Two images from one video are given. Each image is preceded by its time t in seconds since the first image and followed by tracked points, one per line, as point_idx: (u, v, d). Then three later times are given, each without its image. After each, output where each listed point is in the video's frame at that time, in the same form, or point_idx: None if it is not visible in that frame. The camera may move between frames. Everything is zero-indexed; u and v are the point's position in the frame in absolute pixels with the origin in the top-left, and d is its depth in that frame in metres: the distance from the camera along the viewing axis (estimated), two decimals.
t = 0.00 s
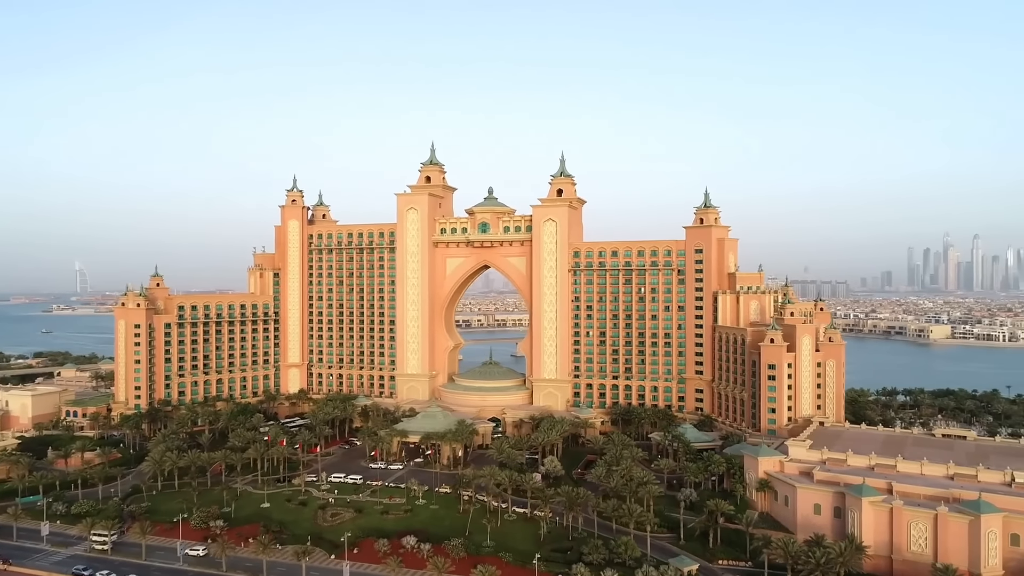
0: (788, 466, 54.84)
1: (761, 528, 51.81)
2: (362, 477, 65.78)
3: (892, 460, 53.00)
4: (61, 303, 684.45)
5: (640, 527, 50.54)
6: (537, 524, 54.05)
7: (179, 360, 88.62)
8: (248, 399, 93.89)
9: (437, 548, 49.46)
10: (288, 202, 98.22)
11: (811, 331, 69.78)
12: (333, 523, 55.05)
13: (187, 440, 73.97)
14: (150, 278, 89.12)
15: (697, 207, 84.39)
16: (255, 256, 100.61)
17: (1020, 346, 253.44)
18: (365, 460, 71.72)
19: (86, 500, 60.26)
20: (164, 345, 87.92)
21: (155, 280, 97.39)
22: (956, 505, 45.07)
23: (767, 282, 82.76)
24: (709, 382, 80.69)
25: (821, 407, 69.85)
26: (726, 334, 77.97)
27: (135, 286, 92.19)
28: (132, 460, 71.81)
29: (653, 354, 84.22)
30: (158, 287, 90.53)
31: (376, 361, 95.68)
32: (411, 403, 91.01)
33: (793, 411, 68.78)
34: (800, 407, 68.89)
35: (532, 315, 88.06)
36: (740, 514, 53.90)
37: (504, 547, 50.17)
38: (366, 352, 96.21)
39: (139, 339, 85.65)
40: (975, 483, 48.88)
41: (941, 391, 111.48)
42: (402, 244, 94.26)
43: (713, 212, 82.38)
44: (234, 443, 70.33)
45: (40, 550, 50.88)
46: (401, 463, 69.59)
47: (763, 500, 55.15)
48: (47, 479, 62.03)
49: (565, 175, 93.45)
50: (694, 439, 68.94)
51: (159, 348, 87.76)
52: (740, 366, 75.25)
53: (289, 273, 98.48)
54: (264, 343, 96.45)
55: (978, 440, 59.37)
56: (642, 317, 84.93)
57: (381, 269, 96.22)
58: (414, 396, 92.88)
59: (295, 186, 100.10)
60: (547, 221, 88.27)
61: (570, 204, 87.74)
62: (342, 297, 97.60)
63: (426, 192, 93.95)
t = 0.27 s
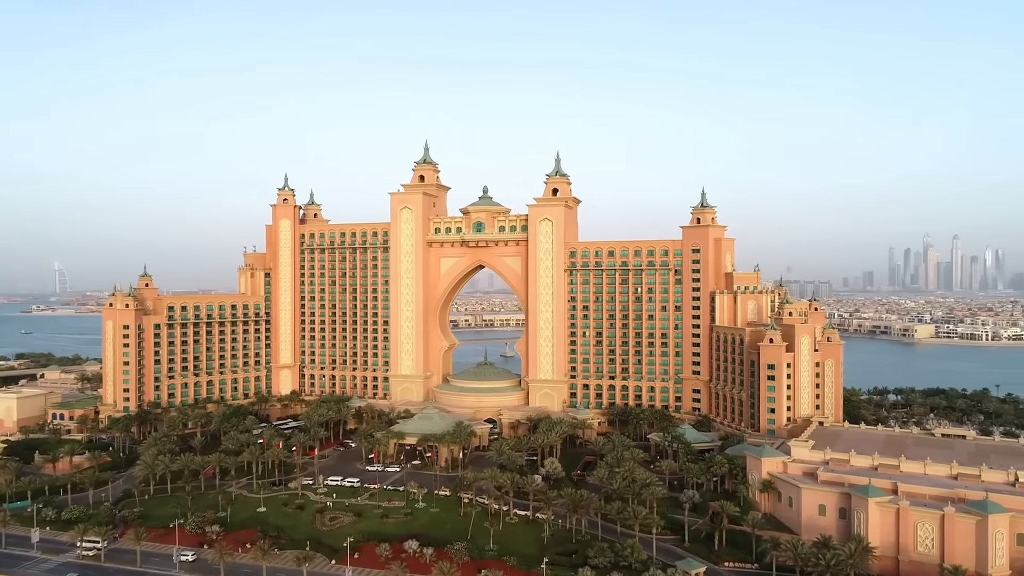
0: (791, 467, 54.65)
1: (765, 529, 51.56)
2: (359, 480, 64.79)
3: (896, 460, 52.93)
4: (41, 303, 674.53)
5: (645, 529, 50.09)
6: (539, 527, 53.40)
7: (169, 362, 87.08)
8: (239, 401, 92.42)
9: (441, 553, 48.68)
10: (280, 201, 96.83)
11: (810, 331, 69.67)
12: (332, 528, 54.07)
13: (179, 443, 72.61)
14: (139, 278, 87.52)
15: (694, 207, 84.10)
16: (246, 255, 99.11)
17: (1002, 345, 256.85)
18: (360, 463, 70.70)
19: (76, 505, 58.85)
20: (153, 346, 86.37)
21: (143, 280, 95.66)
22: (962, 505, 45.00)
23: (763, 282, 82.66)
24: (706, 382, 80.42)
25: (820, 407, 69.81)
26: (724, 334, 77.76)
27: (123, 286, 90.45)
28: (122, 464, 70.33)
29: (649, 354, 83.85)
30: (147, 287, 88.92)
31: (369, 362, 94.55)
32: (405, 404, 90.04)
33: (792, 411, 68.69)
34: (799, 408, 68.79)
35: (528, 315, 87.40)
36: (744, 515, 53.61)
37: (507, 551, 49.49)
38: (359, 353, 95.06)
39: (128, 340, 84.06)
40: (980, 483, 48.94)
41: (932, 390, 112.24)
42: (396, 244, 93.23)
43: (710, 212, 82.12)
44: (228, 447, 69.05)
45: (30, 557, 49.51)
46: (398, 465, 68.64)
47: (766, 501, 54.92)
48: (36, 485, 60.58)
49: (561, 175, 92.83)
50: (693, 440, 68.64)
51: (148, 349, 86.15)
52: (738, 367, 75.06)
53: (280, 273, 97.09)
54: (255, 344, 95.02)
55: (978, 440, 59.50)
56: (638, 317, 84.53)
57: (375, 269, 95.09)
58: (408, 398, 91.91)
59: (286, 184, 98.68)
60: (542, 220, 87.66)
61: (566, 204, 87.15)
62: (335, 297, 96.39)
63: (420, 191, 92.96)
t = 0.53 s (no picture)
0: (796, 468, 54.41)
1: (771, 530, 51.25)
2: (358, 483, 63.84)
3: (901, 460, 52.82)
4: (21, 304, 664.89)
5: (651, 532, 49.59)
6: (543, 530, 52.76)
7: (160, 363, 85.55)
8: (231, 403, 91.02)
9: (445, 558, 47.94)
10: (273, 200, 95.53)
11: (810, 331, 69.59)
12: (333, 532, 53.15)
13: (172, 447, 71.26)
14: (130, 278, 85.94)
15: (692, 207, 83.87)
16: (238, 255, 97.68)
17: (986, 344, 259.86)
18: (358, 465, 69.74)
19: (68, 511, 57.48)
20: (144, 347, 84.83)
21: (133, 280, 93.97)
22: (971, 505, 44.89)
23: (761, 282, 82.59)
24: (705, 383, 80.13)
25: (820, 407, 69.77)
26: (723, 335, 77.55)
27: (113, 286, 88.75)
28: (114, 468, 68.89)
29: (648, 354, 83.51)
30: (138, 287, 87.32)
31: (364, 363, 93.50)
32: (401, 406, 89.11)
33: (792, 411, 68.56)
34: (800, 408, 68.68)
35: (526, 315, 86.77)
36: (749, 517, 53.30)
37: (512, 555, 48.83)
38: (353, 354, 93.98)
39: (119, 341, 82.51)
40: (985, 483, 48.88)
41: (924, 390, 112.86)
42: (391, 243, 92.27)
43: (708, 211, 81.92)
44: (223, 449, 67.83)
45: (21, 565, 48.15)
46: (396, 468, 67.73)
47: (770, 502, 54.71)
48: (25, 490, 59.07)
49: (557, 174, 92.28)
50: (694, 440, 68.31)
51: (139, 351, 84.58)
52: (737, 367, 74.87)
53: (273, 274, 95.79)
54: (248, 345, 93.64)
55: (980, 440, 59.60)
56: (636, 317, 84.17)
57: (370, 269, 94.05)
58: (403, 399, 90.96)
59: (279, 183, 97.39)
60: (540, 220, 87.07)
61: (563, 203, 86.63)
62: (329, 298, 95.25)
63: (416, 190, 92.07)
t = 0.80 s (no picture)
0: (803, 469, 54.09)
1: (779, 532, 50.87)
2: (358, 486, 62.81)
3: (907, 461, 52.63)
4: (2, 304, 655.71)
5: (660, 535, 49.01)
6: (550, 534, 52.02)
7: (152, 365, 83.94)
8: (224, 405, 89.58)
9: (451, 563, 47.10)
10: (266, 199, 94.15)
11: (812, 331, 69.38)
12: (334, 537, 52.15)
13: (166, 450, 69.88)
14: (120, 278, 84.28)
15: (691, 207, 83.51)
16: (230, 255, 96.18)
17: (972, 344, 262.53)
18: (357, 468, 68.70)
19: (60, 517, 56.02)
20: (136, 349, 83.22)
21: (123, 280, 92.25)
22: (981, 506, 44.69)
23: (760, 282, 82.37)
24: (705, 383, 79.77)
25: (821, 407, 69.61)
26: (723, 335, 77.24)
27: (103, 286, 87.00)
28: (106, 473, 67.38)
29: (647, 355, 83.08)
30: (128, 287, 85.66)
31: (359, 364, 92.37)
32: (398, 407, 88.10)
33: (795, 412, 68.33)
34: (802, 408, 68.47)
35: (524, 315, 86.06)
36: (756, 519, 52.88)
37: (519, 560, 48.07)
38: (349, 355, 92.81)
39: (109, 342, 80.88)
40: (993, 484, 48.74)
41: (918, 390, 113.32)
42: (388, 243, 91.20)
43: (708, 211, 81.59)
44: (218, 452, 66.56)
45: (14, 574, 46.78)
46: (396, 471, 66.75)
47: (777, 503, 54.37)
48: (15, 495, 57.54)
49: (555, 173, 91.61)
50: (697, 441, 67.89)
51: (130, 352, 82.96)
52: (738, 367, 74.56)
53: (267, 274, 94.41)
54: (241, 346, 92.19)
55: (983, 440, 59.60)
56: (636, 318, 83.72)
57: (365, 269, 92.94)
58: (400, 401, 89.94)
59: (273, 182, 96.02)
60: (538, 219, 86.37)
61: (562, 203, 86.00)
62: (324, 298, 94.03)
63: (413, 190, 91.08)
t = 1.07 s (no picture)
0: (811, 470, 53.82)
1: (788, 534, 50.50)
2: (359, 489, 61.92)
3: (915, 462, 52.45)
4: None
5: (670, 538, 48.49)
6: (556, 537, 51.41)
7: (146, 366, 82.55)
8: (219, 407, 88.28)
9: (459, 568, 46.36)
10: (262, 198, 92.93)
11: (815, 331, 69.18)
12: (338, 541, 51.28)
13: (162, 453, 68.64)
14: (113, 277, 82.82)
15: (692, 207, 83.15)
16: (224, 254, 94.84)
17: (960, 343, 264.60)
18: (357, 471, 67.78)
19: (55, 522, 54.73)
20: (129, 350, 81.79)
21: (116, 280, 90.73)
22: (992, 507, 44.51)
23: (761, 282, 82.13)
24: (706, 383, 79.45)
25: (824, 407, 69.41)
26: (725, 335, 76.94)
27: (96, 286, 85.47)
28: (100, 476, 66.06)
29: (647, 355, 82.67)
30: (122, 288, 84.20)
31: (356, 365, 91.34)
32: (396, 408, 87.17)
33: (798, 412, 68.09)
34: (805, 408, 68.24)
35: (524, 316, 85.42)
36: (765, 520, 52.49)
37: (528, 563, 47.39)
38: (346, 355, 91.77)
39: (102, 344, 79.44)
40: (1003, 484, 48.63)
41: (913, 389, 113.57)
42: (385, 243, 90.24)
43: (709, 211, 81.25)
44: (216, 455, 65.42)
45: None
46: (397, 473, 65.91)
47: (785, 504, 54.10)
48: (9, 500, 56.21)
49: (554, 172, 90.99)
50: (700, 442, 67.50)
51: (123, 353, 81.52)
52: (740, 367, 74.27)
53: (262, 273, 93.17)
54: (236, 347, 90.91)
55: (987, 440, 59.63)
56: (636, 318, 83.29)
57: (362, 268, 91.93)
58: (398, 402, 89.00)
59: (268, 181, 94.79)
60: (537, 219, 85.73)
61: (562, 202, 85.40)
62: (320, 298, 92.94)
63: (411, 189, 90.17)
